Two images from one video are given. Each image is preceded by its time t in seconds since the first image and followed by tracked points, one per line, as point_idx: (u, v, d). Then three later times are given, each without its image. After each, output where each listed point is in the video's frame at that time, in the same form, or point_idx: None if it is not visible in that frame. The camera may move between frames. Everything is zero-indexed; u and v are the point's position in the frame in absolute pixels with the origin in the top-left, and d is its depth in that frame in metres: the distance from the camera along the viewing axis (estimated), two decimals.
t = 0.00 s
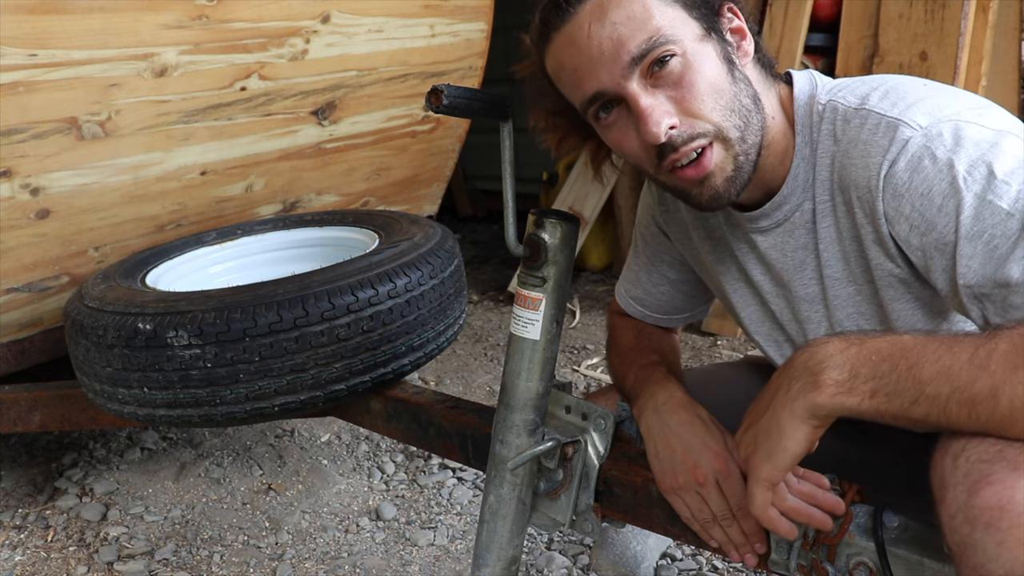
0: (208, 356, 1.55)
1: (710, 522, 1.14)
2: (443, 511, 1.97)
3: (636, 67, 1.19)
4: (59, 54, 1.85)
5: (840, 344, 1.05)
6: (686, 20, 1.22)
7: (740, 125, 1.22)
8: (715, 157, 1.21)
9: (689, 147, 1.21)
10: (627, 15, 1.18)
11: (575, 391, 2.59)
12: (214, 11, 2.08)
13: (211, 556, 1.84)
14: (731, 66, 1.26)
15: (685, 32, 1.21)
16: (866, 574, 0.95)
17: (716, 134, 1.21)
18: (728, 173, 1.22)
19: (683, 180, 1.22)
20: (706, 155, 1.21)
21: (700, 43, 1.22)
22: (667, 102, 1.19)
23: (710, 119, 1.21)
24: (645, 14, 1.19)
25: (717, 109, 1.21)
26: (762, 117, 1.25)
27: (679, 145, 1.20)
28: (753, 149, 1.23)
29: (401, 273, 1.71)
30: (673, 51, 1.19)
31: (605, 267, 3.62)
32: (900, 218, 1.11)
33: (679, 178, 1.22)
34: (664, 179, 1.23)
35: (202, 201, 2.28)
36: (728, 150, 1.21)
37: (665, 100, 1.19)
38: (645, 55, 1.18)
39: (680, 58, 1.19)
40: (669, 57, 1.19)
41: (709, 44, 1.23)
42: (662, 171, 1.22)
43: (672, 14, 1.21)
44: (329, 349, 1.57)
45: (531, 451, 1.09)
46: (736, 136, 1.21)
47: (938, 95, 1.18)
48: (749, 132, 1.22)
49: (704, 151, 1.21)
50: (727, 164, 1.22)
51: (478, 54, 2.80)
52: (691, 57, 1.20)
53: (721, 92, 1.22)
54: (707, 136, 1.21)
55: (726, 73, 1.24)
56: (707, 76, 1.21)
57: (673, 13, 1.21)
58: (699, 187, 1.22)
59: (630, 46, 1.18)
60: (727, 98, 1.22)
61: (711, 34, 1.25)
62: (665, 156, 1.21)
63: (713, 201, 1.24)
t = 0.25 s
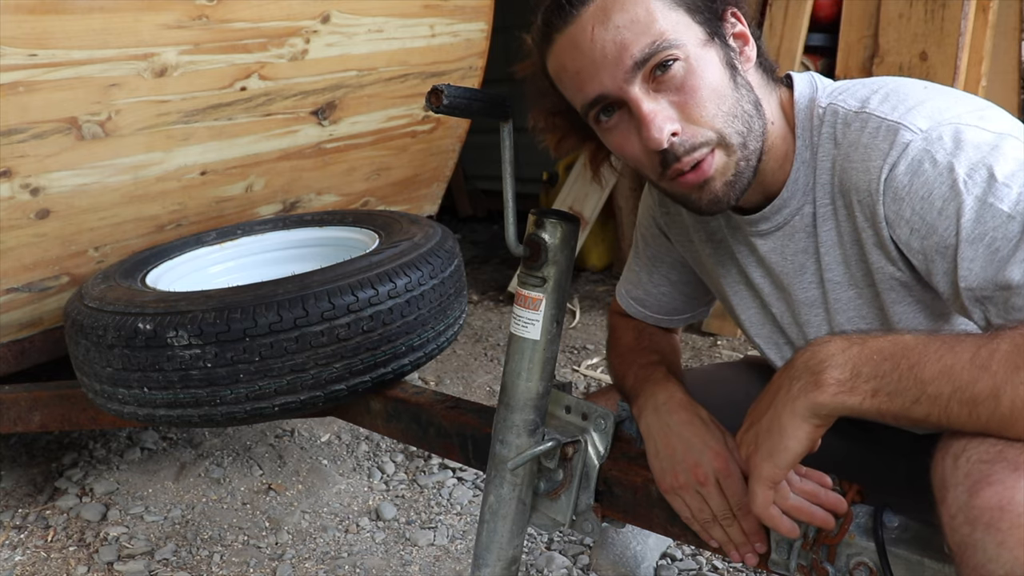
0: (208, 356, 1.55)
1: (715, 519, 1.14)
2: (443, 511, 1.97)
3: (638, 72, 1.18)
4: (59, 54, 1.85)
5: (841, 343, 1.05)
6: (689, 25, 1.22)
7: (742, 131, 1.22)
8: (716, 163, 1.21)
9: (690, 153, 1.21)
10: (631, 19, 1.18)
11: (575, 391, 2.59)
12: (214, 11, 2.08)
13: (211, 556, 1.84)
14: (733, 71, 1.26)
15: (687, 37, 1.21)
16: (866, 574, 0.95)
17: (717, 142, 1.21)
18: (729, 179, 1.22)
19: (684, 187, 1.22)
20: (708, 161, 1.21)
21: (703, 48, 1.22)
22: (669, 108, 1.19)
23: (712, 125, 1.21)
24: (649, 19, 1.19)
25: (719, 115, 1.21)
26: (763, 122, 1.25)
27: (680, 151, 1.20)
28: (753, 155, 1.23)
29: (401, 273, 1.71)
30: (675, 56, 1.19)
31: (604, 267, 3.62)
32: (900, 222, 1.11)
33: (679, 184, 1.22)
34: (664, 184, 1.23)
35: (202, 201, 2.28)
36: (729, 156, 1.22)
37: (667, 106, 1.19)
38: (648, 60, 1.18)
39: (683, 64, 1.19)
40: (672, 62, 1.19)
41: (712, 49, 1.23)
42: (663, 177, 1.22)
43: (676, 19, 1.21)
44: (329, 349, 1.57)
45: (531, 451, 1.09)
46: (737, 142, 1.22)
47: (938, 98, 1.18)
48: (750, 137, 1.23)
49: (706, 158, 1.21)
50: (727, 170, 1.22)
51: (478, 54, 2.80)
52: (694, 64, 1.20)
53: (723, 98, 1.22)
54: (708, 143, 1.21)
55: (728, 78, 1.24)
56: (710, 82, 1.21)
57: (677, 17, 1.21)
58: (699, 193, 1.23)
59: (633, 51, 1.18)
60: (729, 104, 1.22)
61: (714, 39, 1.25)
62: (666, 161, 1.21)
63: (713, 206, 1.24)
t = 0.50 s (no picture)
0: (209, 356, 1.55)
1: (715, 516, 1.14)
2: (443, 511, 1.97)
3: (637, 76, 1.18)
4: (59, 54, 1.85)
5: (841, 342, 1.05)
6: (688, 29, 1.22)
7: (740, 136, 1.22)
8: (716, 168, 1.21)
9: (688, 159, 1.21)
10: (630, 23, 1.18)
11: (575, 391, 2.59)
12: (214, 11, 2.08)
13: (211, 556, 1.84)
14: (732, 75, 1.26)
15: (686, 41, 1.21)
16: (866, 574, 0.95)
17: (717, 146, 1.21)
18: (727, 184, 1.23)
19: (683, 192, 1.22)
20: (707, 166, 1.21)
21: (702, 52, 1.22)
22: (667, 112, 1.19)
23: (711, 130, 1.21)
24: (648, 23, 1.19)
25: (718, 120, 1.21)
26: (761, 127, 1.25)
27: (679, 155, 1.20)
28: (752, 159, 1.23)
29: (401, 273, 1.71)
30: (674, 60, 1.19)
31: (604, 267, 3.62)
32: (897, 225, 1.11)
33: (677, 189, 1.22)
34: (663, 189, 1.23)
35: (202, 201, 2.28)
36: (728, 160, 1.22)
37: (666, 110, 1.19)
38: (647, 65, 1.18)
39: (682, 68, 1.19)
40: (672, 65, 1.19)
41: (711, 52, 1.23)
42: (661, 181, 1.22)
43: (675, 23, 1.21)
44: (329, 349, 1.57)
45: (531, 451, 1.09)
46: (736, 147, 1.22)
47: (935, 101, 1.18)
48: (748, 142, 1.23)
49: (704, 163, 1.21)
50: (726, 175, 1.22)
51: (478, 54, 2.80)
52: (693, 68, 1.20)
53: (722, 103, 1.22)
54: (707, 147, 1.21)
55: (727, 82, 1.23)
56: (708, 86, 1.21)
57: (676, 20, 1.21)
58: (697, 198, 1.23)
59: (631, 55, 1.18)
60: (728, 108, 1.22)
61: (713, 43, 1.25)
62: (665, 165, 1.21)
63: (711, 211, 1.25)
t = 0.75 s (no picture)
0: (209, 356, 1.55)
1: (715, 515, 1.14)
2: (443, 511, 1.97)
3: (637, 76, 1.18)
4: (59, 54, 1.85)
5: (839, 343, 1.05)
6: (688, 29, 1.22)
7: (739, 137, 1.22)
8: (714, 169, 1.21)
9: (686, 159, 1.21)
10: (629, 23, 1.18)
11: (575, 391, 2.59)
12: (214, 11, 2.08)
13: (211, 556, 1.84)
14: (732, 76, 1.26)
15: (686, 41, 1.21)
16: (866, 574, 0.95)
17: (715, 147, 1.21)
18: (726, 185, 1.23)
19: (680, 193, 1.22)
20: (705, 167, 1.21)
21: (702, 53, 1.22)
22: (666, 113, 1.19)
23: (709, 130, 1.21)
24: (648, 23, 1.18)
25: (717, 121, 1.21)
26: (760, 127, 1.26)
27: (677, 156, 1.20)
28: (750, 160, 1.23)
29: (401, 273, 1.71)
30: (674, 60, 1.19)
31: (604, 267, 3.62)
32: (895, 225, 1.11)
33: (674, 190, 1.22)
34: (661, 190, 1.23)
35: (202, 201, 2.28)
36: (726, 161, 1.22)
37: (665, 110, 1.19)
38: (647, 64, 1.18)
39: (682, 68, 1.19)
40: (672, 65, 1.19)
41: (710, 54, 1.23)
42: (658, 182, 1.22)
43: (675, 23, 1.21)
44: (329, 349, 1.57)
45: (531, 451, 1.09)
46: (735, 148, 1.22)
47: (933, 102, 1.18)
48: (747, 143, 1.23)
49: (702, 164, 1.21)
50: (724, 176, 1.22)
51: (478, 54, 2.80)
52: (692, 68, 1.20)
53: (722, 103, 1.22)
54: (705, 148, 1.21)
55: (726, 83, 1.23)
56: (708, 87, 1.21)
57: (676, 21, 1.21)
58: (695, 200, 1.23)
59: (631, 54, 1.18)
60: (728, 109, 1.22)
61: (713, 43, 1.25)
62: (663, 166, 1.21)
63: (709, 213, 1.25)
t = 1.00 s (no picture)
0: (209, 356, 1.55)
1: (704, 497, 1.12)
2: (443, 511, 1.97)
3: (615, 112, 1.14)
4: (59, 54, 1.85)
5: (844, 335, 1.04)
6: (676, 57, 1.15)
7: (721, 167, 1.20)
8: (687, 198, 1.21)
9: (660, 191, 1.20)
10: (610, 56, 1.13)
11: (575, 391, 2.59)
12: (214, 11, 2.08)
13: (211, 556, 1.84)
14: (724, 102, 1.19)
15: (670, 74, 1.14)
16: (866, 573, 0.95)
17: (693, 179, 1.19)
18: (700, 212, 1.24)
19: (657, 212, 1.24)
20: (680, 196, 1.21)
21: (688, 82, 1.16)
22: (642, 150, 1.16)
23: (685, 165, 1.17)
24: (629, 54, 1.13)
25: (697, 155, 1.17)
26: (747, 154, 1.22)
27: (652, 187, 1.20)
28: (730, 187, 1.23)
29: (401, 273, 1.71)
30: (654, 97, 1.14)
31: (604, 267, 3.62)
32: (905, 223, 1.11)
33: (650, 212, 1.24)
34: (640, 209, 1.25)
35: (202, 201, 2.28)
36: (702, 192, 1.21)
37: (639, 146, 1.16)
38: (626, 101, 1.13)
39: (661, 104, 1.14)
40: (650, 104, 1.14)
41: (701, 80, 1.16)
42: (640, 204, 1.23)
43: (660, 54, 1.14)
44: (329, 349, 1.57)
45: (531, 451, 1.09)
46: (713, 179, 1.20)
47: (944, 99, 1.18)
48: (726, 174, 1.21)
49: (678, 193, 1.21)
50: (699, 204, 1.23)
51: (478, 54, 2.80)
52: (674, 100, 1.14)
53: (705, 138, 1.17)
54: (682, 180, 1.19)
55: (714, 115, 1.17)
56: (691, 123, 1.15)
57: (662, 50, 1.14)
58: (672, 219, 1.25)
59: (609, 91, 1.13)
60: (714, 139, 1.18)
61: (705, 67, 1.17)
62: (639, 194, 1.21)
63: (684, 229, 1.28)
